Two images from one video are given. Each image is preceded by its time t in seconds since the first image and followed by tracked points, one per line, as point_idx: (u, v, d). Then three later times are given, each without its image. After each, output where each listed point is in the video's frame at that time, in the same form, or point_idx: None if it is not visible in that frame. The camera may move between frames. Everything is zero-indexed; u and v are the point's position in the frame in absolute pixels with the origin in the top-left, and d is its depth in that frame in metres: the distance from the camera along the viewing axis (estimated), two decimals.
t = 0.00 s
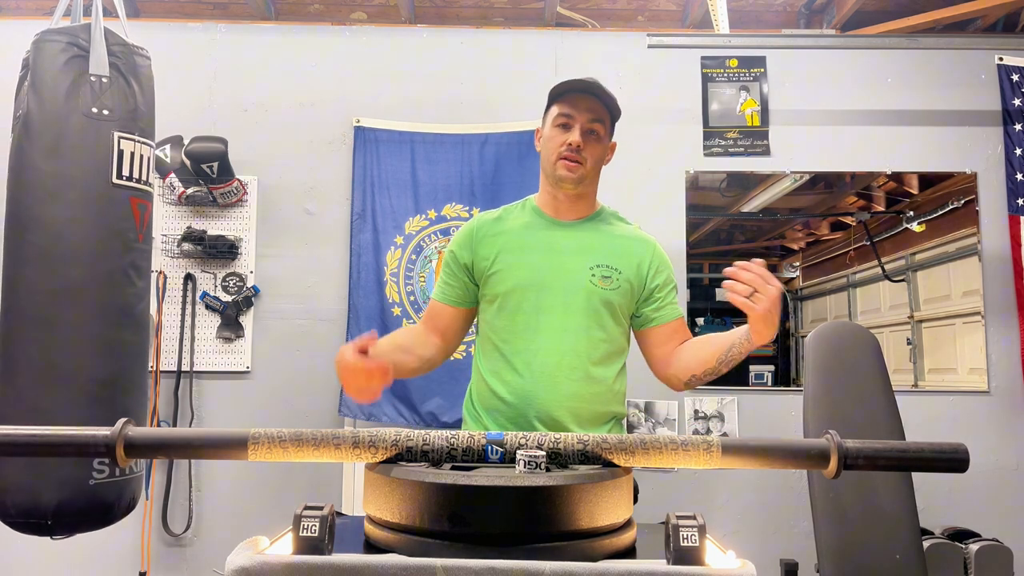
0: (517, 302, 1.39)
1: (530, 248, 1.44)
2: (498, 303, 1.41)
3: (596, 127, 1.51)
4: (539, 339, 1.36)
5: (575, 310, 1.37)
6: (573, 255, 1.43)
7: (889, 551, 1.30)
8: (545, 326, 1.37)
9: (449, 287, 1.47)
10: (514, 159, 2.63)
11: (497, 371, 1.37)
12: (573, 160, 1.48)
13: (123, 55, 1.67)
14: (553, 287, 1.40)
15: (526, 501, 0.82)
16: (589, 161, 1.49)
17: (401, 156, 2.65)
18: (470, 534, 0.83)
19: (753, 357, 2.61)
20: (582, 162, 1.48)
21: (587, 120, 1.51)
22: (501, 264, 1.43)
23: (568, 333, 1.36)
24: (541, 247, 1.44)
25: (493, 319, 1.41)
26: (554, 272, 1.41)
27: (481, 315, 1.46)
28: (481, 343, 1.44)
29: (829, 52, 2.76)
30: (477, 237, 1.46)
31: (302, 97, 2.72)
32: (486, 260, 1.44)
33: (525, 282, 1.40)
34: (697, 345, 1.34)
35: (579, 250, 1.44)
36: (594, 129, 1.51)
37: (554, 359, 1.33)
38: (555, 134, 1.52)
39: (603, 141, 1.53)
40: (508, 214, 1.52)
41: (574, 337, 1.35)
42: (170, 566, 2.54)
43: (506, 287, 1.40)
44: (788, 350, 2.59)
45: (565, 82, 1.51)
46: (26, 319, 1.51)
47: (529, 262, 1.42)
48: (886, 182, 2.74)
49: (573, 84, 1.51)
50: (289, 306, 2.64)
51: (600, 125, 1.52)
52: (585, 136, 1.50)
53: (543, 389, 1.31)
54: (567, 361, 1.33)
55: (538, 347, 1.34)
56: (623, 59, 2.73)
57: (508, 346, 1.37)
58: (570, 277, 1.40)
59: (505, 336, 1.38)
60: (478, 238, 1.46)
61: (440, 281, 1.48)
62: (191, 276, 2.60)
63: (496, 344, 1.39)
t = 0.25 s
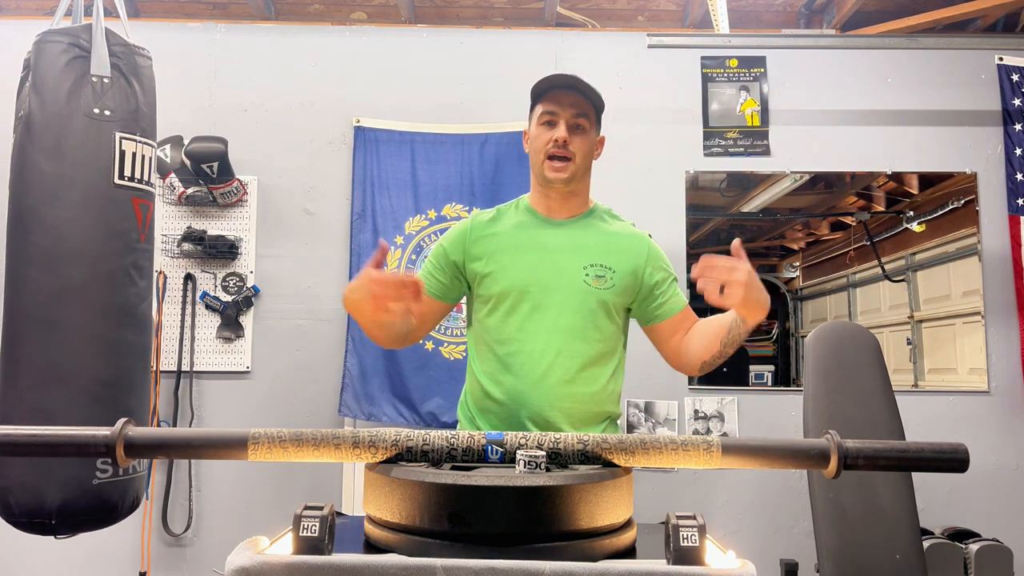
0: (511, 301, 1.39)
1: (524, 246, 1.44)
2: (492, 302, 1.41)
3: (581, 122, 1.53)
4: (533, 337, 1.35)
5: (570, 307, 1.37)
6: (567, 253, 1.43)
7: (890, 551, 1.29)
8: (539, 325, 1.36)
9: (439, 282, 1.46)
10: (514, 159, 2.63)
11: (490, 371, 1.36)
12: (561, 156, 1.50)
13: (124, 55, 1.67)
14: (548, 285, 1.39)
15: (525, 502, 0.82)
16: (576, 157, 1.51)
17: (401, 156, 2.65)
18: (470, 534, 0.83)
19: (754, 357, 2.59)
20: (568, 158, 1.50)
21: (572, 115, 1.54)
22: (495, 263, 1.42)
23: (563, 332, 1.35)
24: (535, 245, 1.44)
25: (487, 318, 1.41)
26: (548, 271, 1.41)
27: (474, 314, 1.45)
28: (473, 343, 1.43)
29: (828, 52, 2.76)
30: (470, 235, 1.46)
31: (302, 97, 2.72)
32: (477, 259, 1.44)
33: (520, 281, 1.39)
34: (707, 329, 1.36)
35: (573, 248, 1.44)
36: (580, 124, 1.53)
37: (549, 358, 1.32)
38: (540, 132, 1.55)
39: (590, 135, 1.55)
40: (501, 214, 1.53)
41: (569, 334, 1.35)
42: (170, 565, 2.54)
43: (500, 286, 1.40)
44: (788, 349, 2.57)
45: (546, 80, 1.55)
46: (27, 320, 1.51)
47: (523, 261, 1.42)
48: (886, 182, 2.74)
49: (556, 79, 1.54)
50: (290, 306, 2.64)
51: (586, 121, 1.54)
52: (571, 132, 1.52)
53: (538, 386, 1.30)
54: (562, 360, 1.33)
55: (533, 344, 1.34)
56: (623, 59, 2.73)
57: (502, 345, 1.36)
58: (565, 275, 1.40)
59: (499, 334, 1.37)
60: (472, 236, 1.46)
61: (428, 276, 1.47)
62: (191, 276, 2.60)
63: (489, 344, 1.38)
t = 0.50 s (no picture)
0: (500, 298, 1.38)
1: (510, 243, 1.43)
2: (480, 302, 1.40)
3: (562, 118, 1.49)
4: (524, 336, 1.34)
5: (560, 304, 1.36)
6: (555, 249, 1.42)
7: (890, 550, 1.29)
8: (529, 323, 1.35)
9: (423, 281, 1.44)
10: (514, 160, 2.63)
11: (480, 370, 1.34)
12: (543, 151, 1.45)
13: (124, 55, 1.67)
14: (536, 283, 1.38)
15: (525, 502, 0.82)
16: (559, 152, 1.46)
17: (401, 156, 2.65)
18: (470, 534, 0.83)
19: (753, 357, 2.58)
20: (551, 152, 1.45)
21: (552, 111, 1.49)
22: (481, 262, 1.41)
23: (553, 329, 1.34)
24: (522, 242, 1.43)
25: (475, 318, 1.39)
26: (536, 268, 1.40)
27: (462, 314, 1.44)
28: (462, 343, 1.42)
29: (828, 52, 2.76)
30: (455, 234, 1.45)
31: (302, 97, 2.72)
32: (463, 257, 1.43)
33: (507, 279, 1.38)
34: (707, 323, 1.39)
35: (561, 243, 1.43)
36: (560, 120, 1.49)
37: (540, 356, 1.31)
38: (521, 129, 1.50)
39: (570, 131, 1.51)
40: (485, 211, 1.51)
41: (560, 330, 1.34)
42: (170, 565, 2.54)
43: (488, 285, 1.39)
44: (788, 349, 2.56)
45: (526, 76, 1.51)
46: (27, 320, 1.51)
47: (510, 258, 1.41)
48: (886, 182, 2.74)
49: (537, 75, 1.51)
50: (290, 306, 2.64)
51: (567, 117, 1.50)
52: (552, 128, 1.48)
53: (529, 382, 1.30)
54: (554, 358, 1.32)
55: (524, 341, 1.33)
56: (623, 59, 2.73)
57: (492, 345, 1.35)
58: (553, 272, 1.39)
59: (490, 332, 1.36)
60: (456, 236, 1.44)
61: (409, 278, 1.45)
62: (191, 276, 2.60)
63: (479, 344, 1.37)
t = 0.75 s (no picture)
0: (483, 299, 1.37)
1: (491, 243, 1.42)
2: (462, 303, 1.39)
3: (534, 112, 1.47)
4: (508, 338, 1.33)
5: (542, 303, 1.36)
6: (536, 248, 1.42)
7: (889, 549, 1.29)
8: (512, 324, 1.34)
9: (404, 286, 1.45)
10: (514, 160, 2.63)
11: (464, 372, 1.34)
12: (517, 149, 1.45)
13: (123, 55, 1.67)
14: (517, 283, 1.38)
15: (525, 502, 0.82)
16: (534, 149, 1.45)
17: (401, 156, 2.65)
18: (469, 534, 0.83)
19: (753, 357, 2.60)
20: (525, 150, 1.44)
21: (525, 106, 1.47)
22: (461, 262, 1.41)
23: (537, 329, 1.34)
24: (502, 242, 1.43)
25: (458, 320, 1.39)
26: (516, 268, 1.39)
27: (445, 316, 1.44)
28: (446, 344, 1.42)
29: (828, 52, 2.76)
30: (435, 235, 1.44)
31: (303, 97, 2.72)
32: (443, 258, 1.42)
33: (488, 279, 1.38)
34: (691, 325, 1.41)
35: (542, 242, 1.43)
36: (533, 115, 1.47)
37: (523, 357, 1.31)
38: (494, 125, 1.48)
39: (545, 125, 1.49)
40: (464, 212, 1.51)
41: (543, 330, 1.34)
42: (170, 565, 2.54)
43: (469, 286, 1.38)
44: (788, 349, 2.58)
45: (496, 72, 1.48)
46: (25, 320, 1.51)
47: (491, 258, 1.40)
48: (886, 182, 2.74)
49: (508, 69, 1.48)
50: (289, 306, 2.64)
51: (541, 111, 1.48)
52: (526, 124, 1.46)
53: (513, 382, 1.30)
54: (538, 358, 1.32)
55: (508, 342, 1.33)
56: (623, 59, 2.73)
57: (476, 347, 1.34)
58: (533, 271, 1.39)
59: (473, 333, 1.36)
60: (435, 237, 1.44)
61: (389, 283, 1.46)
62: (191, 276, 2.60)
63: (462, 347, 1.37)
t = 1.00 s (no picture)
0: (465, 304, 1.38)
1: (474, 247, 1.42)
2: (445, 308, 1.39)
3: (509, 105, 1.46)
4: (492, 344, 1.34)
5: (525, 308, 1.37)
6: (519, 252, 1.42)
7: (890, 549, 1.29)
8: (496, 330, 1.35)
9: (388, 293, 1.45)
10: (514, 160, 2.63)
11: (447, 376, 1.35)
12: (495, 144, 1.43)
13: (122, 54, 1.67)
14: (500, 288, 1.38)
15: (525, 502, 0.82)
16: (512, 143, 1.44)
17: (401, 156, 2.65)
18: (469, 534, 0.83)
19: (753, 357, 2.60)
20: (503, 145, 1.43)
21: (499, 100, 1.46)
22: (443, 269, 1.41)
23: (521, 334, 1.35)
24: (485, 246, 1.43)
25: (442, 328, 1.40)
26: (498, 273, 1.40)
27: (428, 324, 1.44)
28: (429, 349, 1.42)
29: (828, 52, 2.76)
30: (417, 240, 1.44)
31: (303, 97, 2.72)
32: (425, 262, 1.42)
33: (470, 286, 1.38)
34: (671, 333, 1.43)
35: (525, 246, 1.43)
36: (508, 109, 1.46)
37: (506, 362, 1.32)
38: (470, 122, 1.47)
39: (521, 119, 1.48)
40: (447, 215, 1.50)
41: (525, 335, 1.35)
42: (170, 565, 2.54)
43: (451, 294, 1.39)
44: (788, 349, 2.58)
45: (470, 68, 1.48)
46: (22, 320, 1.51)
47: (473, 263, 1.40)
48: (886, 182, 2.74)
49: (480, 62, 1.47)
50: (289, 307, 2.64)
51: (516, 105, 1.47)
52: (501, 117, 1.45)
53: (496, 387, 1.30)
54: (523, 364, 1.33)
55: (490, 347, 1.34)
56: (623, 59, 2.73)
57: (460, 355, 1.35)
58: (516, 276, 1.39)
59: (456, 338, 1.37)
60: (417, 242, 1.44)
61: (371, 293, 1.46)
62: (191, 276, 2.60)
63: (445, 352, 1.37)
